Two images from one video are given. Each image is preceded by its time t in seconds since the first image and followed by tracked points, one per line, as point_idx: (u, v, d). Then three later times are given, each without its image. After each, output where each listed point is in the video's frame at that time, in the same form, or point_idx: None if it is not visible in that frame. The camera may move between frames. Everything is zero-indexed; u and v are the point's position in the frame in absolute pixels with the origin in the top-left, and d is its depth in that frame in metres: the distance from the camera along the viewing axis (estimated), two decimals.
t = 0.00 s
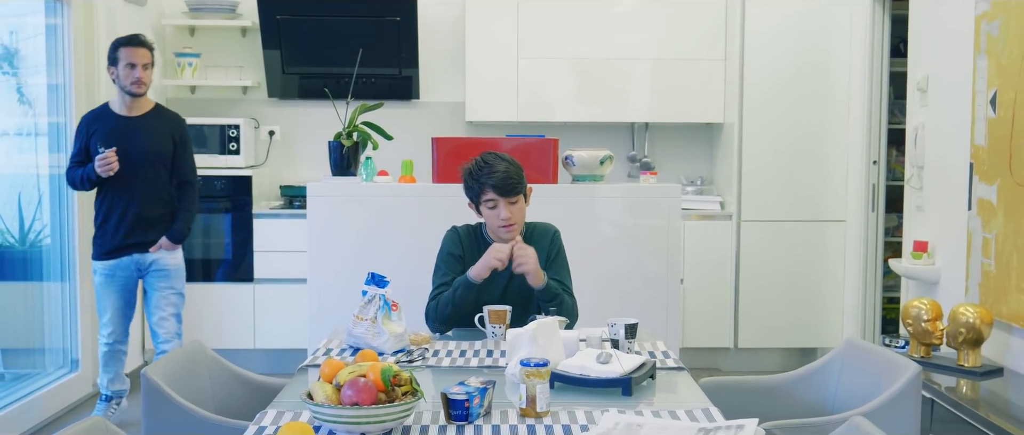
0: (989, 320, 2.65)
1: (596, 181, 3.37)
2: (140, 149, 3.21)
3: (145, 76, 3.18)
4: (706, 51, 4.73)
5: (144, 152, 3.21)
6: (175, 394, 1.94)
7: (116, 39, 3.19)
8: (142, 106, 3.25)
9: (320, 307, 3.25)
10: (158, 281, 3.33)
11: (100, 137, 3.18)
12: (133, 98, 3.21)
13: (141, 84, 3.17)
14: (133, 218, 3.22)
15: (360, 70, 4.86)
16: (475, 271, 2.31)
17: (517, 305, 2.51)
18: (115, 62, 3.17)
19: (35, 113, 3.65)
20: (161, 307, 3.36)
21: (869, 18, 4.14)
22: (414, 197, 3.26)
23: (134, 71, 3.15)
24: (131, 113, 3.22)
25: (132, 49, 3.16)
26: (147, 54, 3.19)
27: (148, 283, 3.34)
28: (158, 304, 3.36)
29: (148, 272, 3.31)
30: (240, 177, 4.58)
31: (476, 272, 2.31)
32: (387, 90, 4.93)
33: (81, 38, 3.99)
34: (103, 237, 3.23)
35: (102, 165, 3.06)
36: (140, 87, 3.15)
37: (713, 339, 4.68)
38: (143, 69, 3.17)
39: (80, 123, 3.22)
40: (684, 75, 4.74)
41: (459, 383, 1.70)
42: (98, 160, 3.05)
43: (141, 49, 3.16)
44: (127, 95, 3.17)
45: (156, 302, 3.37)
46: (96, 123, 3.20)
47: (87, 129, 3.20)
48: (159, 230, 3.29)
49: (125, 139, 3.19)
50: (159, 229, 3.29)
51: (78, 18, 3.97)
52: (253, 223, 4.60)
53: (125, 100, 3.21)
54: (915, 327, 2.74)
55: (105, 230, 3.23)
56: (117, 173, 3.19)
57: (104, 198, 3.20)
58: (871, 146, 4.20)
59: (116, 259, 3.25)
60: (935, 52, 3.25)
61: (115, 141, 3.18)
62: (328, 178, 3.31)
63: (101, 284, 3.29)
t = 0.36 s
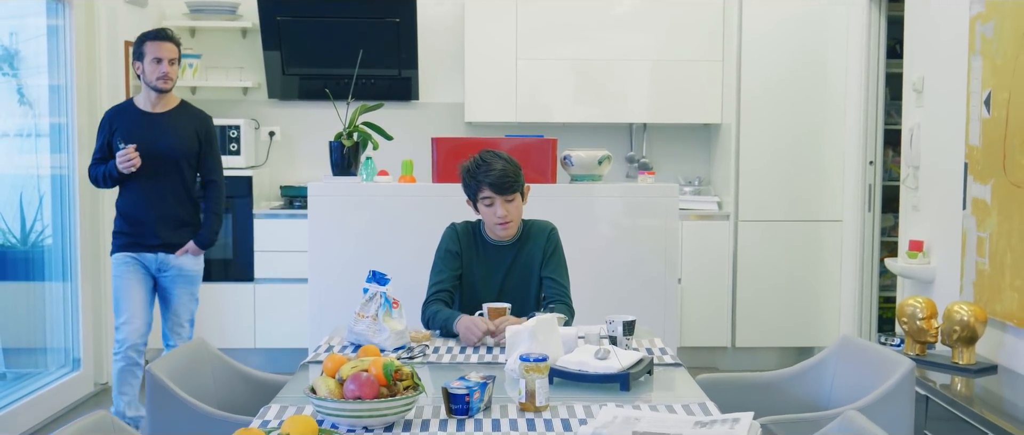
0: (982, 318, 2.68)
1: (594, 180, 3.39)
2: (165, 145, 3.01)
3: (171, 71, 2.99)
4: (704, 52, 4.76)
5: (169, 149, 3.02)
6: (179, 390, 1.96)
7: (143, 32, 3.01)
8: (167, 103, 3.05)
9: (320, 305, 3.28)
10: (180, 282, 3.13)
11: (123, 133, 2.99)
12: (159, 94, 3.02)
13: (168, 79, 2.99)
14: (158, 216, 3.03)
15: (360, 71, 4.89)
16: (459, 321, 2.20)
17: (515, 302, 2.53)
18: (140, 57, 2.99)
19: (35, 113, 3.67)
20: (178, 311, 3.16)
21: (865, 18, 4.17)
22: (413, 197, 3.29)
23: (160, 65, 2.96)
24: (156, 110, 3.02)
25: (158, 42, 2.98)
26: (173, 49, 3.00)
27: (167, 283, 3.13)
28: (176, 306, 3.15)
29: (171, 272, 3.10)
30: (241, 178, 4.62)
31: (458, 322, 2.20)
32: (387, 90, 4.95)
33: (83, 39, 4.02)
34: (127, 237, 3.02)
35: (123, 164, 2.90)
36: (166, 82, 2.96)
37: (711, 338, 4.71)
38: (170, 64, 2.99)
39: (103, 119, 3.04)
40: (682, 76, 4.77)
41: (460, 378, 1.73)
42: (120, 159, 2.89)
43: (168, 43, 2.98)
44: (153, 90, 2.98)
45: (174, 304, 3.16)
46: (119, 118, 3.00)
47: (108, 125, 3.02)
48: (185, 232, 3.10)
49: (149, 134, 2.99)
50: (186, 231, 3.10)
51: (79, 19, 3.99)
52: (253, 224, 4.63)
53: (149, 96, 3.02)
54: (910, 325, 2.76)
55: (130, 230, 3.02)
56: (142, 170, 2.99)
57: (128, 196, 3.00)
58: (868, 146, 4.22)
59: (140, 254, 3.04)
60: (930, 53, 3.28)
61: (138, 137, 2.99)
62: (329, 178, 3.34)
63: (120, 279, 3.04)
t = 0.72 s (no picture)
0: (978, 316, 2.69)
1: (593, 180, 3.41)
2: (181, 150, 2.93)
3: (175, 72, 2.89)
4: (703, 53, 4.78)
5: (184, 153, 2.94)
6: (180, 387, 1.98)
7: (140, 32, 2.90)
8: (169, 106, 2.95)
9: (321, 304, 3.30)
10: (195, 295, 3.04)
11: (132, 142, 2.87)
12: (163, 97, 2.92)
13: (173, 80, 2.88)
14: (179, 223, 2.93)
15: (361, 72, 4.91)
16: (460, 325, 2.23)
17: (513, 300, 2.55)
18: (142, 59, 2.88)
19: (37, 114, 3.69)
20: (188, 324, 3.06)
21: (863, 20, 4.19)
22: (413, 196, 3.31)
23: (165, 66, 2.86)
24: (160, 114, 2.92)
25: (160, 43, 2.88)
26: (174, 49, 2.90)
27: (180, 296, 3.02)
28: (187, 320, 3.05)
29: (189, 285, 3.00)
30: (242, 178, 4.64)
31: (459, 324, 2.23)
32: (387, 91, 4.97)
33: (83, 40, 4.05)
34: (143, 251, 2.88)
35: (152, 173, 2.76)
36: (172, 83, 2.86)
37: (709, 337, 4.73)
38: (173, 65, 2.88)
39: (99, 130, 2.87)
40: (681, 77, 4.79)
41: (458, 373, 1.75)
42: (148, 166, 2.75)
43: (169, 44, 2.89)
44: (158, 93, 2.87)
45: (185, 317, 3.05)
46: (126, 127, 2.87)
47: (111, 134, 2.87)
48: (203, 239, 3.01)
49: (161, 141, 2.90)
50: (203, 239, 3.01)
51: (80, 21, 4.02)
52: (254, 224, 4.65)
53: (153, 100, 2.91)
54: (906, 324, 2.78)
55: (146, 244, 2.88)
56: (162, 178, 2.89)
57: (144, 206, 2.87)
58: (865, 146, 4.25)
59: (164, 269, 2.91)
60: (927, 54, 3.30)
61: (151, 145, 2.88)
62: (329, 178, 3.35)
63: (140, 296, 2.88)
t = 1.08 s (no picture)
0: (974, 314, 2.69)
1: (591, 179, 3.42)
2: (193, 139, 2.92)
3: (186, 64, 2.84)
4: (701, 53, 4.80)
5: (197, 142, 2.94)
6: (180, 384, 1.99)
7: (148, 20, 2.81)
8: (174, 98, 2.90)
9: (320, 302, 3.32)
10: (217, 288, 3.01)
11: (150, 134, 2.81)
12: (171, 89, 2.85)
13: (184, 72, 2.83)
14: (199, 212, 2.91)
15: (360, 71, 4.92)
16: (456, 321, 2.25)
17: (510, 298, 2.57)
18: (152, 48, 2.80)
19: (37, 114, 3.70)
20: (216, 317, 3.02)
21: (860, 19, 4.20)
22: (412, 195, 3.32)
23: (179, 58, 2.81)
24: (169, 106, 2.86)
25: (172, 33, 2.81)
26: (185, 40, 2.85)
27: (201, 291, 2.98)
28: (215, 313, 3.01)
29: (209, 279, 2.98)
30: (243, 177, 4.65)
31: (456, 321, 2.25)
32: (386, 91, 4.99)
33: (84, 40, 4.06)
34: (163, 249, 2.82)
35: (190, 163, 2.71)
36: (185, 75, 2.81)
37: (707, 336, 4.75)
38: (185, 57, 2.83)
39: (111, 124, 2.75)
40: (679, 77, 4.81)
41: (455, 370, 1.76)
42: (185, 155, 2.69)
43: (180, 34, 2.84)
44: (168, 84, 2.81)
45: (209, 312, 3.01)
46: (145, 118, 2.80)
47: (126, 127, 2.76)
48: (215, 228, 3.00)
49: (177, 131, 2.87)
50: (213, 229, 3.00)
51: (80, 21, 4.03)
52: (254, 223, 4.67)
53: (160, 91, 2.84)
54: (902, 321, 2.79)
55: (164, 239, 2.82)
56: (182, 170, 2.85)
57: (162, 200, 2.82)
58: (863, 146, 4.27)
59: (183, 269, 2.87)
60: (923, 53, 3.31)
61: (169, 136, 2.85)
62: (329, 177, 3.37)
63: (161, 300, 2.84)
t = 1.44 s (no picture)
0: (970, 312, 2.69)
1: (589, 178, 3.42)
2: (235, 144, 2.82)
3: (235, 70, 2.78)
4: (699, 52, 4.80)
5: (238, 148, 2.83)
6: (178, 383, 2.00)
7: (199, 23, 2.77)
8: (222, 104, 2.81)
9: (318, 301, 3.33)
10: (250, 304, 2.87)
11: (193, 137, 2.72)
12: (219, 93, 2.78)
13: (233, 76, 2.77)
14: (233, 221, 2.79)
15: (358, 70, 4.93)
16: (454, 320, 2.26)
17: (507, 297, 2.57)
18: (202, 51, 2.75)
19: (36, 113, 3.71)
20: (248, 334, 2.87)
21: (857, 19, 4.21)
22: (410, 194, 3.33)
23: (229, 62, 2.76)
24: (217, 110, 2.77)
25: (224, 38, 2.78)
26: (236, 45, 2.80)
27: (234, 305, 2.85)
28: (245, 328, 2.87)
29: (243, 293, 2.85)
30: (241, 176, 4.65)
31: (454, 320, 2.26)
32: (384, 90, 4.99)
33: (82, 39, 4.06)
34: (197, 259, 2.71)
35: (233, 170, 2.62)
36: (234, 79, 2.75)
37: (705, 334, 4.76)
38: (235, 62, 2.78)
39: (154, 125, 2.68)
40: (677, 76, 4.82)
41: (452, 368, 1.77)
42: (229, 165, 2.60)
43: (230, 39, 2.80)
44: (216, 88, 2.74)
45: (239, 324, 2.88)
46: (188, 121, 2.71)
47: (170, 129, 2.68)
48: (251, 240, 2.87)
49: (222, 136, 2.79)
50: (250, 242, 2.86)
51: (78, 19, 4.04)
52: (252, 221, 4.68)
53: (207, 95, 2.76)
54: (899, 320, 2.79)
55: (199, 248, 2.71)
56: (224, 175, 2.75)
57: (201, 207, 2.72)
58: (860, 145, 4.27)
59: (218, 282, 2.75)
60: (920, 52, 3.32)
61: (211, 140, 2.75)
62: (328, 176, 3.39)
63: (192, 311, 2.73)
